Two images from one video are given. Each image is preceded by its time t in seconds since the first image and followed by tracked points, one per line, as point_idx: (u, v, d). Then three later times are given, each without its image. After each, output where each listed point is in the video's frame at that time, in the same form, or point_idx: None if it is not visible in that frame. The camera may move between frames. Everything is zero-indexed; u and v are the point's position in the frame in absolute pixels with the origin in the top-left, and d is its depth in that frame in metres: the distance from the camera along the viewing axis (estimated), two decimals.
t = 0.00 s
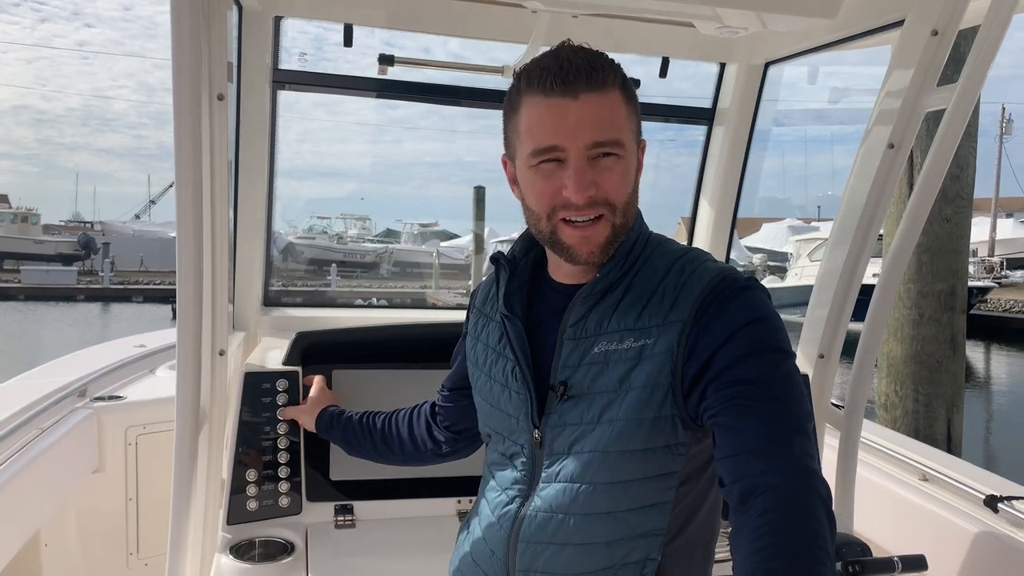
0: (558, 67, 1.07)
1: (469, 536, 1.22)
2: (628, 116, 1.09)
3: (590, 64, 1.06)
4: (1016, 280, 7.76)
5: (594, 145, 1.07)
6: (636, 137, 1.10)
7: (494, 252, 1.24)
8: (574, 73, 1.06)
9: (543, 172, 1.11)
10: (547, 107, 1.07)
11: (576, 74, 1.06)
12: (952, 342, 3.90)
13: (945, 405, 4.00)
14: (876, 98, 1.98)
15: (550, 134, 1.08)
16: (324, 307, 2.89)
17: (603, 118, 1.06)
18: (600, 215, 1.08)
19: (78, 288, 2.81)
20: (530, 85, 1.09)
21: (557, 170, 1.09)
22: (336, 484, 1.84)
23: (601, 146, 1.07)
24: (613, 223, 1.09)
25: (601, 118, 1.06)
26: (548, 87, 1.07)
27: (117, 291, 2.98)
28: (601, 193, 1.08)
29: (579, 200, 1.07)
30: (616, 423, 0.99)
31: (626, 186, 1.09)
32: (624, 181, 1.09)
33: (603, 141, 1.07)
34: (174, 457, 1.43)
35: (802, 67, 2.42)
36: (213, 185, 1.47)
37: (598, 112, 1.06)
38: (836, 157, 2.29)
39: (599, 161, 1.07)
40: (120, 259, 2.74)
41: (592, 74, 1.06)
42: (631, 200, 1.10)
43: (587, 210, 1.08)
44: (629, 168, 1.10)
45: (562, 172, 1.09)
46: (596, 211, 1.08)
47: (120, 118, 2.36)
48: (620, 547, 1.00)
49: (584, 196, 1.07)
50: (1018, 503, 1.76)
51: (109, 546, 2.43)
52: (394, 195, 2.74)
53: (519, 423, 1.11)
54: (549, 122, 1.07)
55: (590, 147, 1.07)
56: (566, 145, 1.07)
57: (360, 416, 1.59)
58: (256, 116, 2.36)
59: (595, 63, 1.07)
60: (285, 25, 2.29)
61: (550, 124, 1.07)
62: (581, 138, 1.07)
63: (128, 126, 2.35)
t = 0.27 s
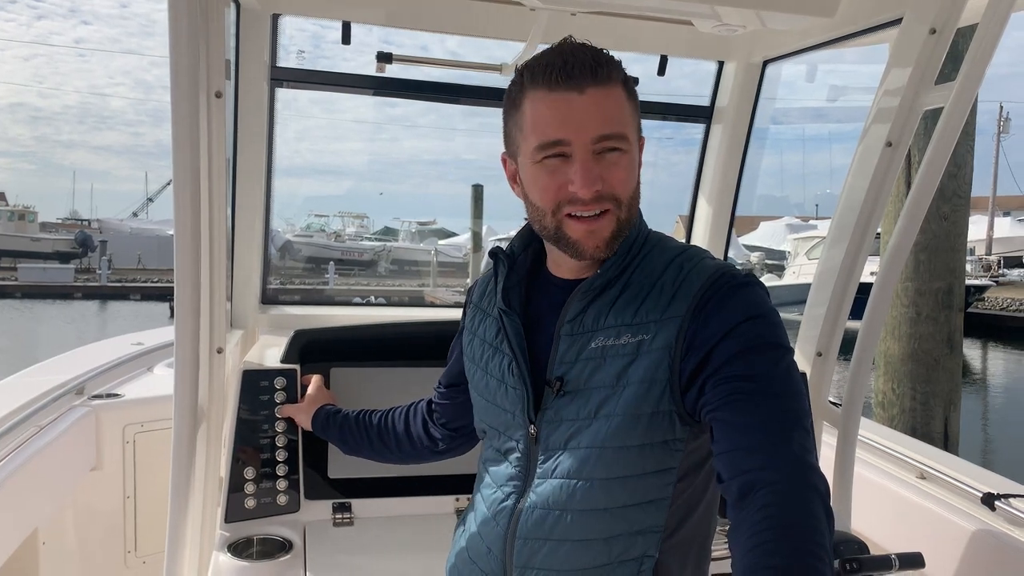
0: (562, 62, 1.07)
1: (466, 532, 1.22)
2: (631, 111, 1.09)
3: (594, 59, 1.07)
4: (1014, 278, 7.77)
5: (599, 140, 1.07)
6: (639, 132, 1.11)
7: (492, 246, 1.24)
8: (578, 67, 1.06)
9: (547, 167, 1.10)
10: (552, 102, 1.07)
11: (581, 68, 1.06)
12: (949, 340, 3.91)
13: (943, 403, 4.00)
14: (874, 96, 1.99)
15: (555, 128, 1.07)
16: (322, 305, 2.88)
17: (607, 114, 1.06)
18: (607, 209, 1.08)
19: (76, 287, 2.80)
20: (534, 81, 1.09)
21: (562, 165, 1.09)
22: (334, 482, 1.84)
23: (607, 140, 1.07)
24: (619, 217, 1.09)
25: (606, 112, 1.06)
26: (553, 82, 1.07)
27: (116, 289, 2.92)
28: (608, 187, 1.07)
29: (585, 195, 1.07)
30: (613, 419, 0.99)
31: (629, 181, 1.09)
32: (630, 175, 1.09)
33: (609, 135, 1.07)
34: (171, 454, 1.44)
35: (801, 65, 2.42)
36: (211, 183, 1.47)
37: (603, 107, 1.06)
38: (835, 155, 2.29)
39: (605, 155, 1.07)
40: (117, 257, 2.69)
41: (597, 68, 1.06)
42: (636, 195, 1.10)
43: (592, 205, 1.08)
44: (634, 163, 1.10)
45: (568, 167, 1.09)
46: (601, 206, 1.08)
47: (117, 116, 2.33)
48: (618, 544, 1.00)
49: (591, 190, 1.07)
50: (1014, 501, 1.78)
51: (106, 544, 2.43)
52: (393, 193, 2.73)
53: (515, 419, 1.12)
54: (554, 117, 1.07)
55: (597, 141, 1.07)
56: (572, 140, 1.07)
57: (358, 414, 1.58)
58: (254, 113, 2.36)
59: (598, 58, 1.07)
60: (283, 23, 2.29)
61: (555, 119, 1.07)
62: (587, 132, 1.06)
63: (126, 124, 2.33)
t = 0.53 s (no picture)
0: (478, 91, 1.08)
1: (463, 530, 1.22)
2: (544, 138, 1.03)
3: (500, 89, 1.06)
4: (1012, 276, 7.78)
5: (501, 170, 1.06)
6: (561, 158, 1.04)
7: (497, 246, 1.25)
8: (486, 99, 1.06)
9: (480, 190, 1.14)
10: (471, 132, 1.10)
11: (488, 100, 1.06)
12: (947, 339, 3.91)
13: (940, 401, 4.00)
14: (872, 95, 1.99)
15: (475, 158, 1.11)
16: (320, 303, 2.89)
17: (502, 146, 1.05)
18: (516, 238, 1.08)
19: (74, 284, 2.77)
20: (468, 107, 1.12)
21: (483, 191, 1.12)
22: (333, 482, 1.84)
23: (506, 171, 1.06)
24: (528, 245, 1.08)
25: (507, 144, 1.05)
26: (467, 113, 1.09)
27: (113, 287, 2.90)
28: (510, 217, 1.07)
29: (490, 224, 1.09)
30: (616, 421, 1.00)
31: (535, 209, 1.06)
32: (540, 206, 1.06)
33: (509, 167, 1.05)
34: (170, 452, 1.44)
35: (799, 64, 2.42)
36: (210, 181, 1.47)
37: (504, 138, 1.05)
38: (833, 154, 2.29)
39: (506, 186, 1.06)
40: (115, 254, 2.63)
41: (496, 99, 1.05)
42: (550, 223, 1.06)
43: (502, 232, 1.09)
44: (546, 192, 1.05)
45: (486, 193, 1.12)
46: (510, 233, 1.09)
47: (115, 113, 2.36)
48: (616, 545, 1.01)
49: (492, 220, 1.09)
50: (1014, 501, 1.79)
51: (105, 542, 2.43)
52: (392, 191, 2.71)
53: (515, 418, 1.12)
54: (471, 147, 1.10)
55: (499, 172, 1.06)
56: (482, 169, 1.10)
57: (360, 419, 1.56)
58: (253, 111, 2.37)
59: (513, 86, 1.05)
60: (281, 21, 2.29)
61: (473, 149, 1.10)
62: (489, 165, 1.07)
63: (124, 121, 2.36)
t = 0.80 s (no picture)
0: (447, 116, 1.15)
1: (465, 528, 1.22)
2: (485, 160, 1.08)
3: (455, 112, 1.12)
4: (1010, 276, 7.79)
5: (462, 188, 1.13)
6: (503, 178, 1.07)
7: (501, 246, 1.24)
8: (448, 124, 1.13)
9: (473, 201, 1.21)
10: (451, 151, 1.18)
11: (447, 125, 1.13)
12: (945, 338, 3.92)
13: (938, 400, 4.01)
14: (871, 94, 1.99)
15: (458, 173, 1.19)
16: (319, 302, 2.89)
17: (457, 167, 1.12)
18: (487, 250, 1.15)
19: (72, 283, 2.75)
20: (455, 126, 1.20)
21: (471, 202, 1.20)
22: (331, 480, 1.85)
23: (465, 192, 1.12)
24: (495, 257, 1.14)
25: (460, 167, 1.11)
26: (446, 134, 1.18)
27: (111, 286, 2.89)
28: (478, 232, 1.14)
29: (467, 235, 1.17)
30: (617, 420, 1.00)
31: (490, 224, 1.11)
32: (494, 222, 1.10)
33: (465, 188, 1.12)
34: (169, 449, 1.44)
35: (798, 63, 2.42)
36: (209, 180, 1.47)
37: (458, 162, 1.11)
38: (832, 154, 2.29)
39: (468, 204, 1.13)
40: (114, 253, 2.63)
41: (451, 123, 1.12)
42: (505, 238, 1.10)
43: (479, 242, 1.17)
44: (495, 210, 1.09)
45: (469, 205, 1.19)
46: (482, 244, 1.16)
47: (113, 112, 2.38)
48: (616, 543, 1.01)
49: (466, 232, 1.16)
50: (1012, 500, 1.79)
51: (103, 540, 2.43)
52: (392, 189, 2.70)
53: (517, 417, 1.12)
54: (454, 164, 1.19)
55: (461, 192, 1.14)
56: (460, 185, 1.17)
57: (365, 433, 1.52)
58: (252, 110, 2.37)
59: (461, 114, 1.10)
60: (280, 19, 2.29)
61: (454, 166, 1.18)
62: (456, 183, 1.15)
63: (122, 119, 2.38)
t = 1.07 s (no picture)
0: (445, 122, 1.15)
1: (468, 528, 1.23)
2: (484, 163, 1.08)
3: (453, 116, 1.12)
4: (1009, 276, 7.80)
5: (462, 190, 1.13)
6: (501, 179, 1.07)
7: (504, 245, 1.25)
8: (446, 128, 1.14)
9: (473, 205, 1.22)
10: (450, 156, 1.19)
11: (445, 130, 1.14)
12: (944, 338, 3.92)
13: (937, 399, 4.01)
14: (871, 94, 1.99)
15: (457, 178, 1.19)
16: (319, 300, 2.90)
17: (457, 169, 1.12)
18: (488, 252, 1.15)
19: (73, 281, 2.75)
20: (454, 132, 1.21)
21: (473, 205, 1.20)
22: (331, 479, 1.85)
23: (464, 195, 1.13)
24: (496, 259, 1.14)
25: (459, 170, 1.11)
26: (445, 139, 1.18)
27: (112, 285, 2.90)
28: (477, 235, 1.15)
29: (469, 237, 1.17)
30: (617, 419, 1.00)
31: (490, 226, 1.11)
32: (494, 224, 1.10)
33: (464, 191, 1.12)
34: (169, 447, 1.44)
35: (798, 63, 2.43)
36: (209, 179, 1.48)
37: (457, 165, 1.12)
38: (832, 153, 2.29)
39: (468, 207, 1.13)
40: (114, 253, 2.66)
41: (450, 126, 1.12)
42: (505, 240, 1.10)
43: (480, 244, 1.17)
44: (494, 212, 1.10)
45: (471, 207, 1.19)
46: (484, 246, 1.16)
47: (113, 111, 2.35)
48: (617, 541, 1.02)
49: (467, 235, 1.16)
50: (1011, 499, 1.79)
51: (103, 538, 2.43)
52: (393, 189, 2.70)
53: (520, 415, 1.12)
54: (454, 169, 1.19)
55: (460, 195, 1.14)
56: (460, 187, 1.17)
57: (370, 432, 1.53)
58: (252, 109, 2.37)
59: (459, 118, 1.11)
60: (280, 19, 2.29)
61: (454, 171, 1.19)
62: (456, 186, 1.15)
63: (122, 119, 2.35)
